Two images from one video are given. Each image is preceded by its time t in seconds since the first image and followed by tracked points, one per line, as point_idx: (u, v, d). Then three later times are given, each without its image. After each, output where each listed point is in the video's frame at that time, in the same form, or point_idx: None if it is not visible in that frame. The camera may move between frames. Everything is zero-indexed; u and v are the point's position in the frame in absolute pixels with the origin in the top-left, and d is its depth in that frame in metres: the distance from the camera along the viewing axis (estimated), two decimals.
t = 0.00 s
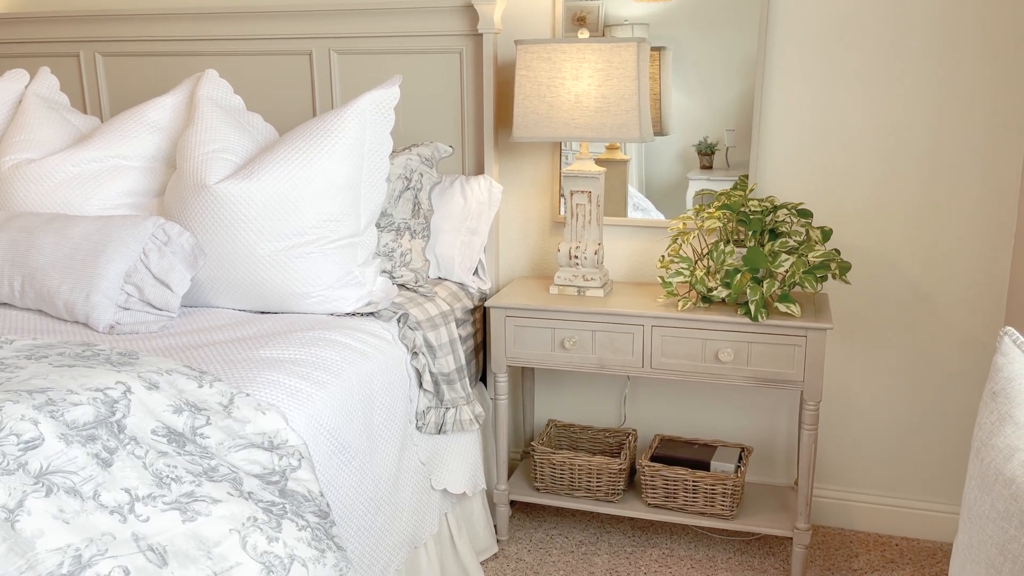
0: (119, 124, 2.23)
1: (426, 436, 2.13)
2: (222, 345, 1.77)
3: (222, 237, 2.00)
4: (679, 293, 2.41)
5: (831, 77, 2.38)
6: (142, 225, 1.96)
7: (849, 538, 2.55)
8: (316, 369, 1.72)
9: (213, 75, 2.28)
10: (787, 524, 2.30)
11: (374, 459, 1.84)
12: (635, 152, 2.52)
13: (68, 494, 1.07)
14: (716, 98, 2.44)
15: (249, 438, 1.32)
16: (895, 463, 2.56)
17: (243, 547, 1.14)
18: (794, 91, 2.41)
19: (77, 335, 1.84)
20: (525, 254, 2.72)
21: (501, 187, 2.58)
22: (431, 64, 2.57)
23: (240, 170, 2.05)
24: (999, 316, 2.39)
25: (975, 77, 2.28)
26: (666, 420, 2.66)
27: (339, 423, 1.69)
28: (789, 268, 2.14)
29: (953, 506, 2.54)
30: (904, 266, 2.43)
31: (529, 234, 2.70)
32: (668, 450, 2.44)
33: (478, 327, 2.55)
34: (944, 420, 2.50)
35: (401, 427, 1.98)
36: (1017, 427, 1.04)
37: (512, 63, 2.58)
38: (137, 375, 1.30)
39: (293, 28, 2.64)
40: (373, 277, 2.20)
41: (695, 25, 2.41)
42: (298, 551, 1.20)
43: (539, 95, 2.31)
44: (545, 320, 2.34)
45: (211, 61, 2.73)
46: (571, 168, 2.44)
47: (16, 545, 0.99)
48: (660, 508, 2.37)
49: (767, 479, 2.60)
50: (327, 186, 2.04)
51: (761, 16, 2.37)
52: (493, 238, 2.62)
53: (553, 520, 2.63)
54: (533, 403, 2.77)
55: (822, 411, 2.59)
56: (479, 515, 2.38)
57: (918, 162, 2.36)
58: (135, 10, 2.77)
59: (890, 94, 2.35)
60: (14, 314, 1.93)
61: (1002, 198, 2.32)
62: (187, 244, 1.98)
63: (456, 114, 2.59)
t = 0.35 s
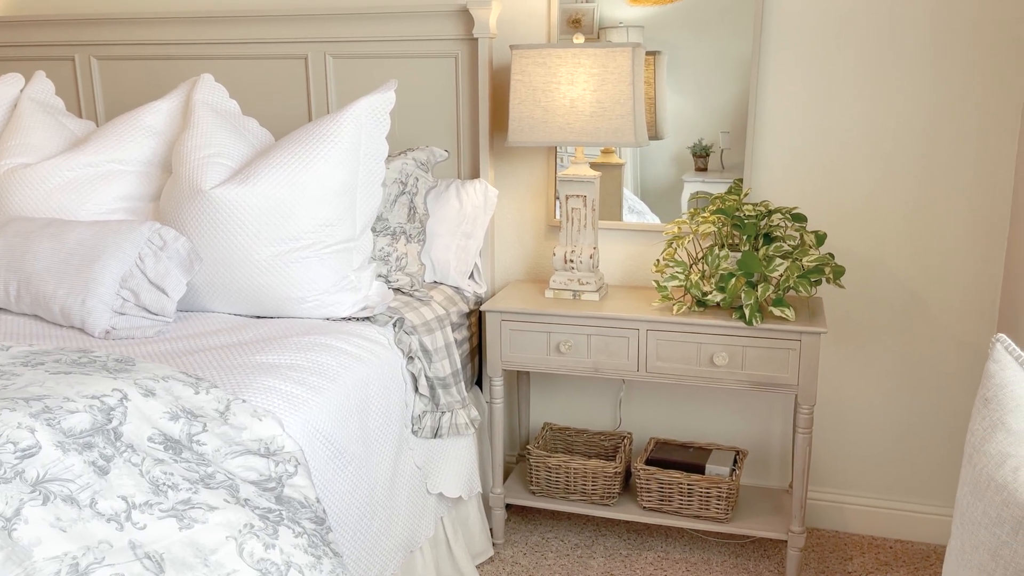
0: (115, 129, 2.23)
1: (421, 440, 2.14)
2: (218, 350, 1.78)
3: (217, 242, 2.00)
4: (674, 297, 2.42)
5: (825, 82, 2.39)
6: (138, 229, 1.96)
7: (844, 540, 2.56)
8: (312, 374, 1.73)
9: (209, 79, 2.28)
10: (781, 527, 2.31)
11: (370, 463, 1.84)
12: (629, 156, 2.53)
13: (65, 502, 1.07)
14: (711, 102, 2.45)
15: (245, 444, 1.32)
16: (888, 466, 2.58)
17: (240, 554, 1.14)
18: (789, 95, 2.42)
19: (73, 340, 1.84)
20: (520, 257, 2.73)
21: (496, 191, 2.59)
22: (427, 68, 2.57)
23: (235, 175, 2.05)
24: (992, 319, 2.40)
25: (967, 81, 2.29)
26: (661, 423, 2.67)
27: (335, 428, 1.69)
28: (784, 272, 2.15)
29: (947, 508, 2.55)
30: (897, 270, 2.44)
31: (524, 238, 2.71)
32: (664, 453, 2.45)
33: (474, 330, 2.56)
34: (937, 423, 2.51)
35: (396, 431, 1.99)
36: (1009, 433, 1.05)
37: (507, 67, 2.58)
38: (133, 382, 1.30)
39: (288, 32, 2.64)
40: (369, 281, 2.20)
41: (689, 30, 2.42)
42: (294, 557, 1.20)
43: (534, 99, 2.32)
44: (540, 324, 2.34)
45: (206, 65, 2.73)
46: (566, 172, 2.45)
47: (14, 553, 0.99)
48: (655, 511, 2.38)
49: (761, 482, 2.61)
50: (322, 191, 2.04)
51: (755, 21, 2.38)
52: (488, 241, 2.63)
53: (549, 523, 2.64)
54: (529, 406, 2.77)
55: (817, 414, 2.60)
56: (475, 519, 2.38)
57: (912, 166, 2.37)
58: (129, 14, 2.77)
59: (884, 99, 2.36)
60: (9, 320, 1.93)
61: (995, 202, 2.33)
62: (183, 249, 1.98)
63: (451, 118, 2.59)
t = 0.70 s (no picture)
0: (115, 134, 2.24)
1: (420, 444, 2.15)
2: (218, 354, 1.78)
3: (218, 246, 2.01)
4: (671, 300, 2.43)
5: (822, 86, 2.40)
6: (138, 233, 1.96)
7: (840, 542, 2.58)
8: (312, 378, 1.74)
9: (208, 84, 2.29)
10: (778, 529, 2.32)
11: (369, 467, 1.85)
12: (627, 160, 2.54)
13: (68, 507, 1.09)
14: (708, 106, 2.47)
15: (246, 449, 1.33)
16: (884, 468, 2.59)
17: (241, 558, 1.15)
18: (785, 99, 2.44)
19: (73, 344, 1.85)
20: (519, 261, 2.74)
21: (495, 195, 2.60)
22: (426, 72, 2.58)
23: (235, 180, 2.06)
24: (987, 322, 2.41)
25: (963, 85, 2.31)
26: (658, 426, 2.68)
27: (335, 432, 1.70)
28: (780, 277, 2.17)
29: (942, 510, 2.56)
30: (893, 274, 2.45)
31: (523, 241, 2.72)
32: (661, 456, 2.46)
33: (472, 333, 2.57)
34: (933, 426, 2.52)
35: (395, 435, 2.00)
36: (1003, 438, 1.06)
37: (505, 71, 2.60)
38: (135, 387, 1.31)
39: (287, 37, 2.65)
40: (367, 285, 2.22)
41: (687, 34, 2.44)
42: (296, 561, 1.21)
43: (532, 104, 2.33)
44: (538, 327, 2.35)
45: (205, 69, 2.74)
46: (564, 177, 2.46)
47: (17, 558, 1.00)
48: (653, 514, 2.39)
49: (758, 484, 2.62)
50: (322, 196, 2.05)
51: (752, 26, 2.40)
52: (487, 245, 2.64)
53: (547, 526, 2.65)
54: (527, 409, 2.78)
55: (813, 417, 2.61)
56: (473, 522, 2.39)
57: (908, 170, 2.39)
58: (129, 18, 2.78)
59: (880, 103, 2.37)
60: (10, 324, 1.94)
61: (989, 206, 2.35)
62: (183, 253, 1.99)
63: (450, 122, 2.60)
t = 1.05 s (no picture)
0: (116, 140, 2.24)
1: (420, 449, 2.16)
2: (219, 360, 1.79)
3: (219, 252, 2.02)
4: (670, 305, 2.44)
5: (820, 92, 2.42)
6: (139, 239, 1.97)
7: (839, 547, 2.59)
8: (313, 384, 1.74)
9: (209, 91, 2.30)
10: (776, 534, 2.33)
11: (369, 472, 1.86)
12: (626, 166, 2.55)
13: (71, 514, 1.09)
14: (706, 111, 2.48)
15: (248, 455, 1.34)
16: (882, 473, 2.60)
17: (243, 565, 1.17)
18: (783, 105, 2.45)
19: (74, 350, 1.86)
20: (518, 266, 2.75)
21: (494, 201, 2.62)
22: (426, 79, 2.59)
23: (236, 186, 2.07)
24: (984, 328, 2.43)
25: (960, 91, 2.32)
26: (657, 431, 2.69)
27: (335, 438, 1.71)
28: (779, 282, 2.17)
29: (940, 515, 2.57)
30: (890, 279, 2.46)
31: (522, 247, 2.73)
32: (660, 461, 2.47)
33: (472, 338, 2.58)
34: (930, 430, 2.54)
35: (395, 440, 2.00)
36: (1000, 444, 1.07)
37: (505, 78, 2.61)
38: (137, 394, 1.32)
39: (287, 43, 2.66)
40: (368, 291, 2.23)
41: (686, 40, 2.45)
42: (297, 568, 1.24)
43: (531, 111, 2.34)
44: (537, 332, 2.36)
45: (206, 75, 2.75)
46: (563, 183, 2.47)
47: (21, 565, 1.01)
48: (652, 518, 2.40)
49: (757, 488, 2.63)
50: (323, 202, 2.06)
51: (750, 33, 2.41)
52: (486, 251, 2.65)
53: (546, 531, 2.66)
54: (526, 414, 2.79)
55: (812, 421, 2.62)
56: (473, 526, 2.40)
57: (905, 175, 2.40)
58: (129, 24, 2.79)
59: (878, 109, 2.38)
60: (11, 329, 1.94)
61: (986, 212, 2.36)
62: (184, 259, 2.00)
63: (449, 128, 2.61)
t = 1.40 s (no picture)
0: (117, 149, 2.25)
1: (420, 457, 2.16)
2: (219, 369, 1.80)
3: (219, 261, 2.03)
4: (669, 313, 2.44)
5: (817, 101, 2.43)
6: (140, 249, 1.98)
7: (837, 554, 2.59)
8: (313, 393, 1.75)
9: (210, 100, 2.31)
10: (775, 541, 2.33)
11: (369, 480, 1.87)
12: (625, 175, 2.57)
13: (73, 524, 1.10)
14: (705, 120, 2.49)
15: (248, 465, 1.35)
16: (881, 480, 2.61)
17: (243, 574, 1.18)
18: (781, 114, 2.46)
19: (75, 359, 1.86)
20: (517, 274, 2.76)
21: (493, 209, 2.63)
22: (425, 88, 2.61)
23: (236, 196, 2.08)
24: (981, 336, 2.44)
25: (956, 101, 2.33)
26: (656, 439, 2.70)
27: (335, 447, 1.71)
28: (777, 290, 2.18)
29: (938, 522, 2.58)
30: (888, 287, 2.47)
31: (521, 255, 2.74)
32: (659, 468, 2.47)
33: (471, 346, 2.59)
34: (928, 438, 2.54)
35: (395, 448, 2.01)
36: (996, 454, 1.08)
37: (504, 86, 2.62)
38: (138, 405, 1.32)
39: (287, 52, 2.68)
40: (367, 299, 2.24)
41: (684, 49, 2.47)
42: None
43: (530, 120, 2.35)
44: (537, 341, 2.37)
45: (206, 84, 2.77)
46: (561, 191, 2.48)
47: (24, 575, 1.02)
48: (651, 526, 2.40)
49: (756, 496, 2.63)
50: (323, 212, 2.07)
51: (748, 42, 2.43)
52: (486, 259, 2.66)
53: (545, 538, 2.66)
54: (525, 421, 2.80)
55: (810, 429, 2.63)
56: (473, 534, 2.40)
57: (902, 184, 2.41)
58: (130, 33, 2.80)
59: (875, 118, 2.40)
60: (12, 338, 1.95)
61: (983, 220, 2.37)
62: (184, 269, 2.01)
63: (449, 137, 2.63)
